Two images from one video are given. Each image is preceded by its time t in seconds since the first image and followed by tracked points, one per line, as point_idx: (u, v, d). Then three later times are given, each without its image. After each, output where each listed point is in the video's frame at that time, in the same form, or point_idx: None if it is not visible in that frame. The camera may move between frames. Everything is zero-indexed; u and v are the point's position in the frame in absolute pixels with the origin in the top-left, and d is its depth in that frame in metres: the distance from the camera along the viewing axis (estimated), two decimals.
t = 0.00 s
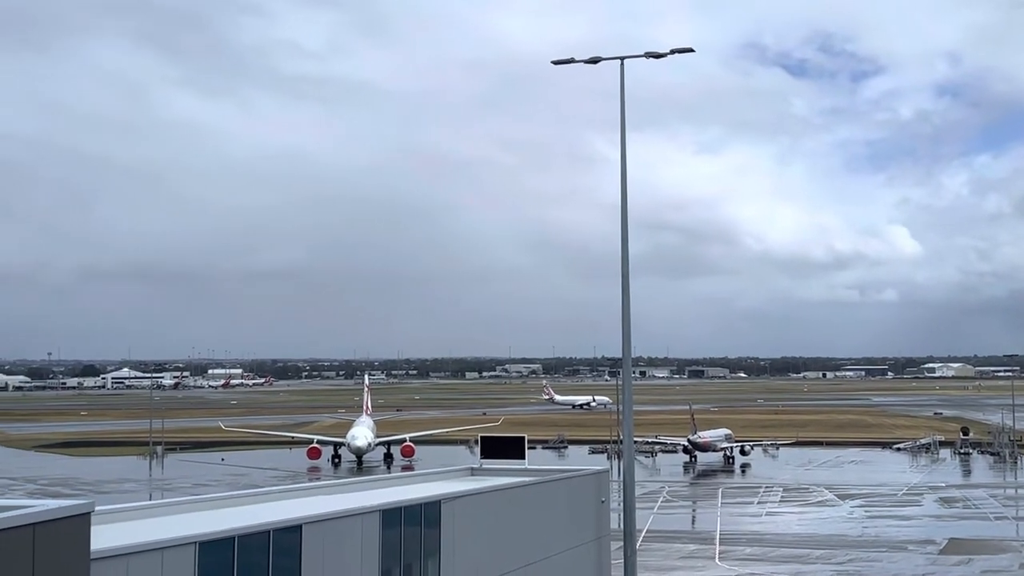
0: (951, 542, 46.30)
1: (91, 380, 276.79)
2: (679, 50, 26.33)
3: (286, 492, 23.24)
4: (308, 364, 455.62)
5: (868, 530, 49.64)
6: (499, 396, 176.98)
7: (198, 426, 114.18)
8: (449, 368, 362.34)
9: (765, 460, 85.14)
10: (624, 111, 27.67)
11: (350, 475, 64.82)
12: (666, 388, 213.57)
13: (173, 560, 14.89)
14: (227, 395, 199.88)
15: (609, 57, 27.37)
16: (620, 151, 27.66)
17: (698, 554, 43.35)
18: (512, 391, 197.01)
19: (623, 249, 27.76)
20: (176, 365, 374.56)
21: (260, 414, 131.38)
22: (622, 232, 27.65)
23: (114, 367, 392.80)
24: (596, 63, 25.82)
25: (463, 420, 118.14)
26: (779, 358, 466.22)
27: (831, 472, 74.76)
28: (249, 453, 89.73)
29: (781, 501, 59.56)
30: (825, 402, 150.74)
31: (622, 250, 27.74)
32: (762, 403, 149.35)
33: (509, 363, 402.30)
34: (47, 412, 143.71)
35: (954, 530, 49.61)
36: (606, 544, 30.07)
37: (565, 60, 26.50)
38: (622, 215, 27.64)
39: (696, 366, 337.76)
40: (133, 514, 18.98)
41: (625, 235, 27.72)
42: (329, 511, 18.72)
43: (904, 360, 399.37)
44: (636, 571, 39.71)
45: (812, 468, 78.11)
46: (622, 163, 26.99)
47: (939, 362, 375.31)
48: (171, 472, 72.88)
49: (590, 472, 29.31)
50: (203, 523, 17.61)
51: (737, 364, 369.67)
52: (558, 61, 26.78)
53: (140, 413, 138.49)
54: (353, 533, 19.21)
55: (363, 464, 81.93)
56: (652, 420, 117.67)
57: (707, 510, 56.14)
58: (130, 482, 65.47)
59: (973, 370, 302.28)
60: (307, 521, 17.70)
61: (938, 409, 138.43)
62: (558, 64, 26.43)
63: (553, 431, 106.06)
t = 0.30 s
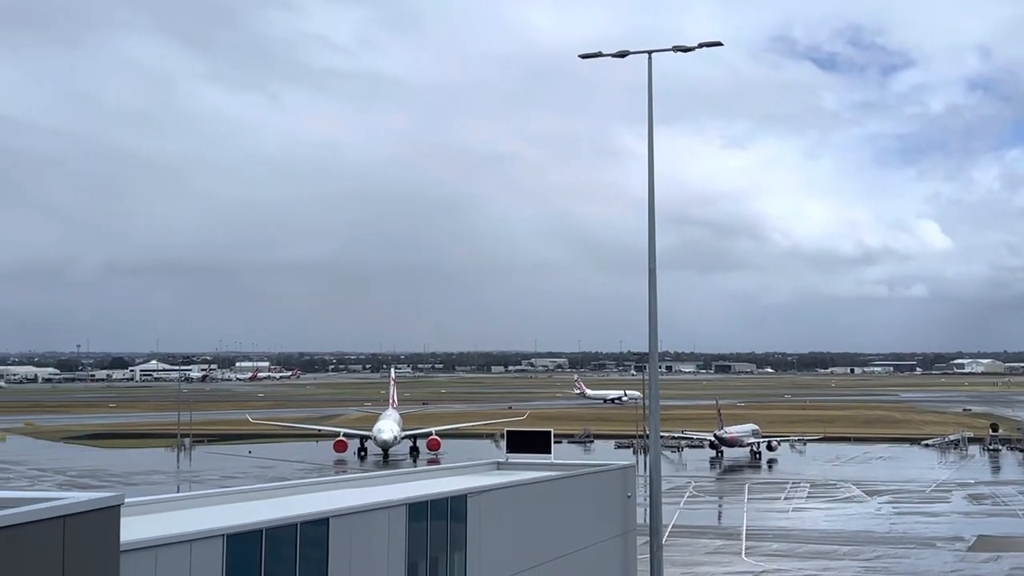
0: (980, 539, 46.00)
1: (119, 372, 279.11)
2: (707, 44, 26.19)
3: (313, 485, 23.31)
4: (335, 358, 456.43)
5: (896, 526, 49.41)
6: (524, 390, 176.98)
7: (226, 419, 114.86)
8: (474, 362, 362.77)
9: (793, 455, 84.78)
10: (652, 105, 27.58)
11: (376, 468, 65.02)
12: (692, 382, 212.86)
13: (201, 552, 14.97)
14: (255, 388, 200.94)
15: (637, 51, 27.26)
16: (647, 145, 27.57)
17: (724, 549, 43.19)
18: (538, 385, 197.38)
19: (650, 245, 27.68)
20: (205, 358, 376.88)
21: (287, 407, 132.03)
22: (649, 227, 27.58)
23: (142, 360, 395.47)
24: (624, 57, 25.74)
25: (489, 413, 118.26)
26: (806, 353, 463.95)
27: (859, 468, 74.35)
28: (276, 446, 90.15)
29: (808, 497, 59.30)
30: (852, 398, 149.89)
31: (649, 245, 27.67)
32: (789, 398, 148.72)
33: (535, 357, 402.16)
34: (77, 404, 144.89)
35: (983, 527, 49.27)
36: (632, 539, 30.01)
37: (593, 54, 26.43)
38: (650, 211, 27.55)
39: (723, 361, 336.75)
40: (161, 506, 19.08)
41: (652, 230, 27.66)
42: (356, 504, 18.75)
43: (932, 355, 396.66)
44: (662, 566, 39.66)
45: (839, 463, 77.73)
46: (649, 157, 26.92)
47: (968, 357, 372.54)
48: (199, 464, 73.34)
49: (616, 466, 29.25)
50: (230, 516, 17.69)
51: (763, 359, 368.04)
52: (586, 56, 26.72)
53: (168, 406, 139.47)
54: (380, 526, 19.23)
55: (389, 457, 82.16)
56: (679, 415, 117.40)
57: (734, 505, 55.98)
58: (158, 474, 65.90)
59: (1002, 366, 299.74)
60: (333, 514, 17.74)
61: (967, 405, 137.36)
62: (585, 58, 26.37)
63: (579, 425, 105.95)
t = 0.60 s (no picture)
0: (1010, 533, 45.63)
1: (148, 362, 281.19)
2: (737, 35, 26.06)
3: (340, 475, 23.41)
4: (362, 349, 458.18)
5: (925, 520, 49.11)
6: (551, 382, 176.97)
7: (254, 409, 115.37)
8: (501, 354, 362.73)
9: (821, 448, 84.38)
10: (679, 97, 27.48)
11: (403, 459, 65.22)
12: (721, 374, 212.12)
13: (229, 541, 15.05)
14: (283, 379, 201.85)
15: (666, 42, 27.14)
16: (675, 137, 27.46)
17: (752, 542, 43.08)
18: (565, 377, 197.35)
19: (677, 237, 27.60)
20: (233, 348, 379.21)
21: (315, 397, 132.50)
22: (677, 219, 27.48)
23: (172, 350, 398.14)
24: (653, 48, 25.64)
25: (516, 405, 118.29)
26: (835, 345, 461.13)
27: (888, 461, 73.90)
28: (304, 437, 90.50)
29: (836, 490, 59.02)
30: (882, 391, 148.90)
31: (677, 238, 27.58)
32: (818, 391, 147.95)
33: (562, 348, 401.98)
34: (107, 394, 145.92)
35: (1013, 521, 48.88)
36: (659, 531, 29.96)
37: (621, 46, 26.35)
38: (677, 202, 27.46)
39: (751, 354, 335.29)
40: (189, 496, 19.19)
41: (680, 222, 27.55)
42: (383, 495, 18.79)
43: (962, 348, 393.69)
44: (689, 559, 39.57)
45: (868, 456, 77.29)
46: (677, 150, 26.82)
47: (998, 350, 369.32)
48: (227, 454, 73.79)
49: (644, 458, 29.19)
50: (259, 506, 17.76)
51: (792, 351, 366.12)
52: (615, 47, 26.62)
53: (198, 396, 140.20)
54: (407, 515, 19.30)
55: (417, 448, 82.33)
56: (706, 407, 117.03)
57: (762, 497, 55.78)
58: (187, 464, 66.38)
59: None
60: (361, 504, 17.80)
61: (998, 398, 136.20)
62: (614, 49, 26.31)
63: (607, 417, 105.82)
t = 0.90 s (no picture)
0: None
1: (177, 351, 282.93)
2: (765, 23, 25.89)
3: (368, 463, 23.51)
4: (389, 338, 459.82)
5: (953, 511, 48.82)
6: (577, 372, 176.84)
7: (281, 398, 115.94)
8: (527, 343, 362.99)
9: (848, 439, 84.00)
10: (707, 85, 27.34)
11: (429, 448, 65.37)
12: (748, 365, 211.27)
13: (257, 528, 15.11)
14: (311, 367, 202.67)
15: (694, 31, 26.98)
16: (701, 125, 27.35)
17: (779, 532, 42.96)
18: (591, 367, 197.41)
19: (705, 226, 27.48)
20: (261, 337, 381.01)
21: (342, 386, 133.03)
22: (704, 209, 27.38)
23: (199, 339, 400.30)
24: (680, 37, 25.52)
25: (542, 394, 118.38)
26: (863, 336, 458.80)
27: (916, 452, 73.41)
28: (331, 425, 90.89)
29: (864, 480, 58.76)
30: (910, 381, 147.94)
31: (704, 228, 27.48)
32: (846, 381, 147.16)
33: (588, 338, 401.65)
34: (136, 382, 147.05)
35: None
36: (685, 521, 29.92)
37: (648, 35, 26.24)
38: (705, 192, 27.34)
39: (778, 344, 333.97)
40: (218, 483, 19.32)
41: (707, 212, 27.44)
42: (409, 484, 18.86)
43: (992, 338, 390.69)
44: (715, 549, 39.46)
45: (896, 447, 76.84)
46: (704, 138, 26.70)
47: None
48: (254, 442, 74.23)
49: (670, 449, 29.14)
50: (287, 494, 17.84)
51: (819, 342, 364.08)
52: (642, 36, 26.50)
53: (225, 384, 141.01)
54: (434, 504, 19.37)
55: (443, 437, 82.53)
56: (733, 398, 116.68)
57: (788, 488, 55.62)
58: (215, 451, 66.88)
59: None
60: (388, 493, 17.86)
61: None
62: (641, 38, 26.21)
63: (633, 407, 105.67)
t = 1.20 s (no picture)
0: None
1: (202, 341, 284.44)
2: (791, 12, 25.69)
3: (390, 453, 23.51)
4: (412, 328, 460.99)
5: (980, 503, 48.47)
6: (601, 362, 176.59)
7: (305, 388, 116.34)
8: (550, 334, 362.99)
9: (874, 431, 83.57)
10: (732, 74, 27.15)
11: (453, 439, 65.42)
12: (772, 356, 210.53)
13: (281, 518, 15.13)
14: (335, 358, 203.44)
15: (718, 20, 26.80)
16: (726, 115, 27.17)
17: (804, 524, 42.79)
18: (614, 358, 197.30)
19: (729, 218, 27.32)
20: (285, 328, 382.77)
21: (366, 377, 133.39)
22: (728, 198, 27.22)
23: (224, 330, 402.51)
24: (705, 26, 25.35)
25: (566, 385, 118.32)
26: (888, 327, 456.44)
27: (942, 444, 72.97)
28: (355, 415, 91.08)
29: (889, 472, 58.44)
30: (937, 372, 147.07)
31: (728, 219, 27.33)
32: (871, 373, 146.44)
33: (612, 329, 401.53)
34: (161, 372, 147.91)
35: None
36: (709, 513, 29.79)
37: (673, 24, 26.07)
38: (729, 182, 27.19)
39: (803, 335, 332.67)
40: (243, 473, 19.36)
41: (731, 202, 27.29)
42: (433, 475, 18.86)
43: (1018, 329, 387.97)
44: (739, 541, 39.31)
45: (922, 439, 76.36)
46: (728, 129, 26.54)
47: None
48: (279, 433, 74.47)
49: (695, 440, 29.02)
50: (310, 484, 17.87)
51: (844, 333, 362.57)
52: (667, 26, 26.33)
53: (250, 375, 141.66)
54: (458, 495, 19.35)
55: (466, 428, 82.59)
56: (757, 389, 116.28)
57: (813, 480, 55.37)
58: (240, 441, 67.17)
59: None
60: (412, 483, 17.86)
61: None
62: (665, 28, 26.04)
63: (656, 398, 105.45)
